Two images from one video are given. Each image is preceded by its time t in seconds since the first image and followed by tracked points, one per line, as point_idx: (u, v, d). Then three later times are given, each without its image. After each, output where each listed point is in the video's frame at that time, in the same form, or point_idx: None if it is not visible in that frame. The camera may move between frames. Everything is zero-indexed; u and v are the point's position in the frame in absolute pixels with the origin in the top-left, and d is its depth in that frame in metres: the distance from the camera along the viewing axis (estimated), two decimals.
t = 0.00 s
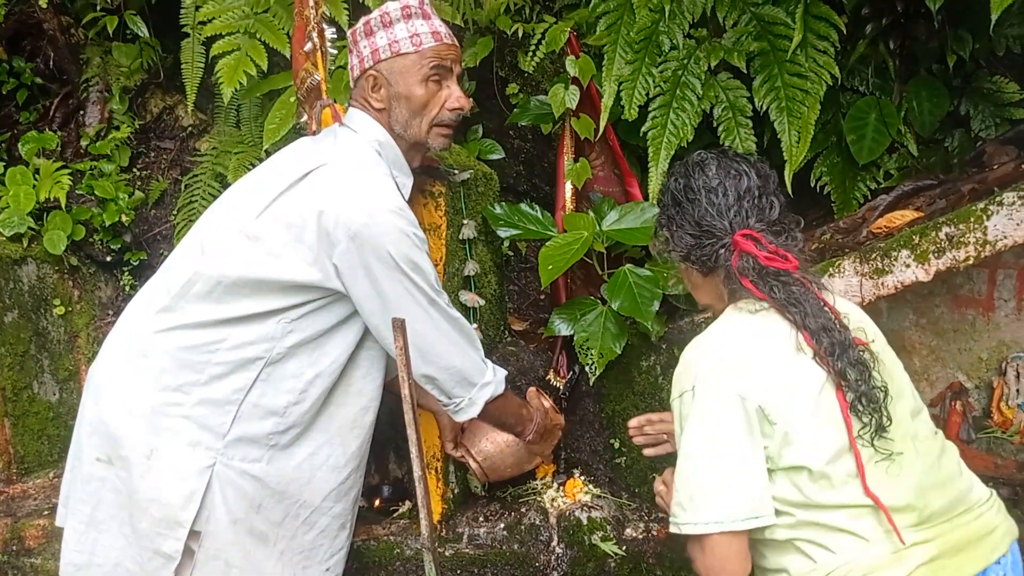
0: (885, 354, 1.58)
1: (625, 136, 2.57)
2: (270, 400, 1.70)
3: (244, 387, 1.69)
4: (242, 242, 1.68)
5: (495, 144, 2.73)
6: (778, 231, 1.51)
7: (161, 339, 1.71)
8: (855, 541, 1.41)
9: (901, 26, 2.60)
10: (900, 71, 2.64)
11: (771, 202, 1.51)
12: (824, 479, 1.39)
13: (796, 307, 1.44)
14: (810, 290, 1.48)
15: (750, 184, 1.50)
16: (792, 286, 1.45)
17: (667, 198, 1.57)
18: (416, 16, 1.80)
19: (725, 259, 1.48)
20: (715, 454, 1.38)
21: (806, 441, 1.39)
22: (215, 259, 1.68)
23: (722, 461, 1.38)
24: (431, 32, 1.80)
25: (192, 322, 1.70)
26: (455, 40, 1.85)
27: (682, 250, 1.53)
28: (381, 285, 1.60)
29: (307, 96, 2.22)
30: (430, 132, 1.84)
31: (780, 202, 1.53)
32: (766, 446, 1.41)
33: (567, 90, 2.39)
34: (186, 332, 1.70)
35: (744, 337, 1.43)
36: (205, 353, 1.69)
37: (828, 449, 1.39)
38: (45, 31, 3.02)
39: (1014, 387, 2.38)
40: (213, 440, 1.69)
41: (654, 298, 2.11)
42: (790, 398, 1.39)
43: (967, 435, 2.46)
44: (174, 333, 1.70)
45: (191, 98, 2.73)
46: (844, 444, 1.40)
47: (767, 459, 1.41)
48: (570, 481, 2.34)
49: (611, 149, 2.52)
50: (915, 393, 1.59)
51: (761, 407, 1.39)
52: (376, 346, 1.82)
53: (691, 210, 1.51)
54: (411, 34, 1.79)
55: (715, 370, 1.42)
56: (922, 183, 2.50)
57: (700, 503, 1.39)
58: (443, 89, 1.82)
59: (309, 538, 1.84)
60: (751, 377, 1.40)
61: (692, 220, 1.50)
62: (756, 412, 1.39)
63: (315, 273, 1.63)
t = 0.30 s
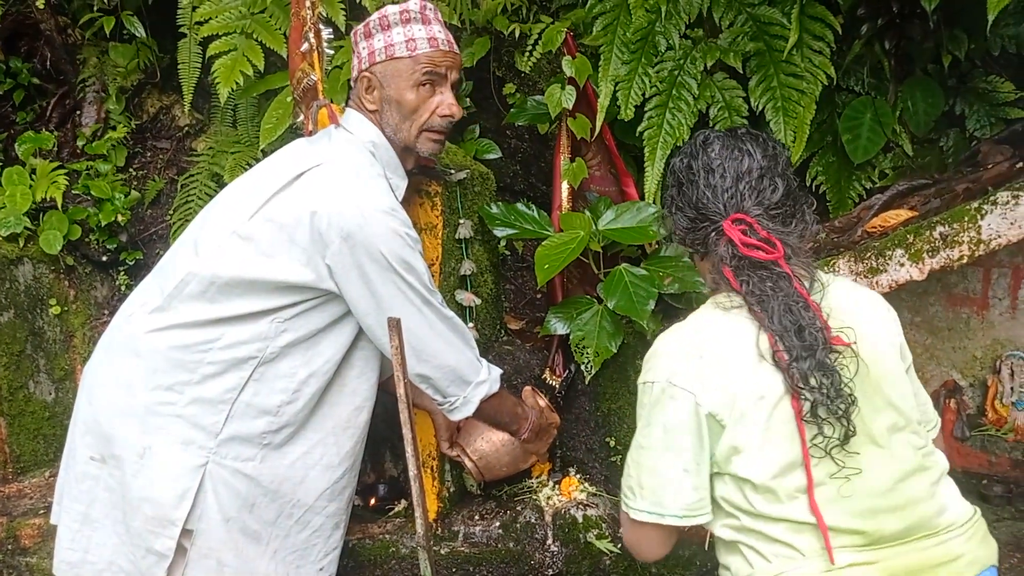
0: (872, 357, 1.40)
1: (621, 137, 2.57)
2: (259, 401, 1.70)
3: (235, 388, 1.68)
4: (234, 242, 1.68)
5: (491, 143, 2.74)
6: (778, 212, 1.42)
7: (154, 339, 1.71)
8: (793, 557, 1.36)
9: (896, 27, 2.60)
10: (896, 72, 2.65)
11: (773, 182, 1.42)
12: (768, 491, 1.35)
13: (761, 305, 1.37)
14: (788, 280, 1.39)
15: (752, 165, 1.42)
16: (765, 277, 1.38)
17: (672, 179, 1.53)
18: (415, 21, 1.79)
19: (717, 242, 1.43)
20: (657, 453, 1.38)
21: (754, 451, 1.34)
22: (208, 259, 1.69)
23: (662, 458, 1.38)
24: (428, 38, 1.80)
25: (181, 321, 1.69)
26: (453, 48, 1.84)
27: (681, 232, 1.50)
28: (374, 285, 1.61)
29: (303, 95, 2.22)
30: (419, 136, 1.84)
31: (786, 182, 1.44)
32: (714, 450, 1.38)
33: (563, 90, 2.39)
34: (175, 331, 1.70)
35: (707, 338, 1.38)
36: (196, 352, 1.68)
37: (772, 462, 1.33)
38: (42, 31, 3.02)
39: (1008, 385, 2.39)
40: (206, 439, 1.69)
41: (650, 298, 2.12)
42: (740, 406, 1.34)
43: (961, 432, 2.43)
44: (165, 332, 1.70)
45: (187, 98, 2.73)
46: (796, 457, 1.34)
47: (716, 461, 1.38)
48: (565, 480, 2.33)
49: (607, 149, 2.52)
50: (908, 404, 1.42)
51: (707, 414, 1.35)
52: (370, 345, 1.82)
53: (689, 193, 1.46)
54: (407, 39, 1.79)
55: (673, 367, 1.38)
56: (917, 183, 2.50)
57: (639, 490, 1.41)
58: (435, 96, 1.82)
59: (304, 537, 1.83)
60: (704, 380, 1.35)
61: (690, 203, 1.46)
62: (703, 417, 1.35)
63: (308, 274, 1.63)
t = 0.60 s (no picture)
0: (868, 357, 1.40)
1: (614, 135, 2.58)
2: (252, 399, 1.70)
3: (228, 386, 1.68)
4: (227, 239, 1.68)
5: (485, 142, 2.75)
6: (780, 215, 1.43)
7: (148, 335, 1.71)
8: (776, 547, 1.38)
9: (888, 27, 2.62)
10: (887, 71, 2.66)
11: (777, 185, 1.43)
12: (752, 482, 1.38)
13: (754, 303, 1.38)
14: (784, 279, 1.40)
15: (755, 168, 1.43)
16: (760, 277, 1.40)
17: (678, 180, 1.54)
18: (408, 19, 1.80)
19: (716, 244, 1.45)
20: (648, 443, 1.43)
21: (739, 443, 1.37)
22: (201, 257, 1.69)
23: (651, 446, 1.42)
24: (421, 36, 1.80)
25: (174, 319, 1.70)
26: (446, 46, 1.84)
27: (682, 234, 1.52)
28: (367, 281, 1.61)
29: (296, 94, 2.24)
30: (411, 135, 1.84)
31: (790, 184, 1.44)
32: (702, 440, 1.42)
33: (556, 89, 2.40)
34: (168, 328, 1.70)
35: (697, 332, 1.42)
36: (189, 349, 1.68)
37: (757, 454, 1.36)
38: (33, 29, 3.00)
39: (999, 382, 2.40)
40: (200, 436, 1.68)
41: (643, 295, 2.12)
42: (727, 397, 1.38)
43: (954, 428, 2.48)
44: (159, 329, 1.70)
45: (180, 97, 2.72)
46: (781, 450, 1.36)
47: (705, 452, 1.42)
48: (559, 477, 2.36)
49: (600, 148, 2.53)
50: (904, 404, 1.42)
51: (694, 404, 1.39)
52: (364, 342, 1.82)
53: (692, 196, 1.48)
54: (400, 36, 1.79)
55: (664, 360, 1.43)
56: (908, 181, 2.53)
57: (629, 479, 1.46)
58: (427, 94, 1.82)
59: (297, 533, 1.83)
60: (693, 372, 1.40)
61: (693, 206, 1.47)
62: (690, 407, 1.40)
63: (301, 270, 1.63)
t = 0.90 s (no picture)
0: (873, 344, 1.54)
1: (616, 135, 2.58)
2: (257, 398, 1.70)
3: (232, 386, 1.68)
4: (233, 237, 1.68)
5: (487, 141, 2.75)
6: (780, 239, 1.55)
7: (152, 335, 1.71)
8: (813, 512, 1.40)
9: (889, 27, 2.62)
10: (889, 71, 2.67)
11: (774, 214, 1.56)
12: (783, 450, 1.42)
13: (772, 297, 1.48)
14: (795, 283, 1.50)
15: (755, 198, 1.55)
16: (773, 278, 1.49)
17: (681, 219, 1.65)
18: (411, 20, 1.80)
19: (724, 262, 1.54)
20: (683, 424, 1.47)
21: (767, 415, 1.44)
22: (204, 257, 1.69)
23: (685, 425, 1.47)
24: (425, 36, 1.80)
25: (180, 317, 1.70)
26: (449, 46, 1.84)
27: (691, 261, 1.62)
28: (369, 281, 1.61)
29: (299, 92, 2.23)
30: (415, 135, 1.84)
31: (785, 214, 1.57)
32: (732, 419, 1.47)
33: (558, 88, 2.40)
34: (174, 327, 1.70)
35: (720, 321, 1.51)
36: (194, 348, 1.68)
37: (786, 423, 1.42)
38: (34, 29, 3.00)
39: (1000, 382, 2.40)
40: (203, 436, 1.68)
41: (646, 295, 2.12)
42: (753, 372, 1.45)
43: (954, 429, 2.49)
44: (163, 328, 1.70)
45: (181, 96, 2.72)
46: (808, 418, 1.42)
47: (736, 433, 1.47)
48: (562, 477, 2.37)
49: (602, 147, 2.53)
50: (907, 385, 1.54)
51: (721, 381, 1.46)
52: (366, 342, 1.82)
53: (698, 224, 1.58)
54: (404, 37, 1.79)
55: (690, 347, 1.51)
56: (910, 181, 2.52)
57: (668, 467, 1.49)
58: (431, 93, 1.82)
59: (300, 533, 1.83)
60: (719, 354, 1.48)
61: (699, 233, 1.58)
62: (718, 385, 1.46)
63: (304, 271, 1.63)
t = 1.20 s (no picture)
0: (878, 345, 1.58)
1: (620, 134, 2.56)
2: (258, 398, 1.67)
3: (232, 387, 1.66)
4: (235, 237, 1.66)
5: (488, 140, 2.73)
6: (780, 253, 1.57)
7: (152, 335, 1.68)
8: (837, 496, 1.39)
9: (896, 24, 2.61)
10: (894, 70, 2.65)
11: (772, 230, 1.58)
12: (802, 440, 1.43)
13: (782, 301, 1.50)
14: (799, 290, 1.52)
15: (753, 215, 1.58)
16: (777, 285, 1.51)
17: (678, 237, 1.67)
18: (412, 16, 1.78)
19: (725, 277, 1.56)
20: (700, 424, 1.47)
21: (783, 409, 1.44)
22: (204, 257, 1.66)
23: (702, 425, 1.47)
24: (427, 32, 1.78)
25: (181, 317, 1.67)
26: (452, 42, 1.82)
27: (691, 278, 1.63)
28: (372, 280, 1.58)
29: (301, 91, 2.22)
30: (419, 132, 1.82)
31: (783, 231, 1.59)
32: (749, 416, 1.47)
33: (562, 86, 2.38)
34: (175, 328, 1.67)
35: (729, 323, 1.53)
36: (195, 349, 1.66)
37: (802, 415, 1.43)
38: (32, 27, 2.98)
39: (1006, 382, 2.39)
40: (203, 438, 1.66)
41: (652, 295, 2.11)
42: (767, 368, 1.46)
43: (960, 430, 2.47)
44: (163, 329, 1.68)
45: (181, 94, 2.69)
46: (825, 409, 1.43)
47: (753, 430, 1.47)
48: (565, 479, 2.34)
49: (606, 146, 2.51)
50: (912, 381, 1.57)
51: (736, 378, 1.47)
52: (369, 343, 1.80)
53: (697, 242, 1.60)
54: (406, 33, 1.77)
55: (701, 349, 1.52)
56: (916, 181, 2.50)
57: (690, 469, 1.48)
58: (434, 89, 1.80)
59: (302, 536, 1.80)
60: (731, 353, 1.49)
61: (699, 250, 1.60)
62: (734, 382, 1.47)
63: (305, 271, 1.60)
